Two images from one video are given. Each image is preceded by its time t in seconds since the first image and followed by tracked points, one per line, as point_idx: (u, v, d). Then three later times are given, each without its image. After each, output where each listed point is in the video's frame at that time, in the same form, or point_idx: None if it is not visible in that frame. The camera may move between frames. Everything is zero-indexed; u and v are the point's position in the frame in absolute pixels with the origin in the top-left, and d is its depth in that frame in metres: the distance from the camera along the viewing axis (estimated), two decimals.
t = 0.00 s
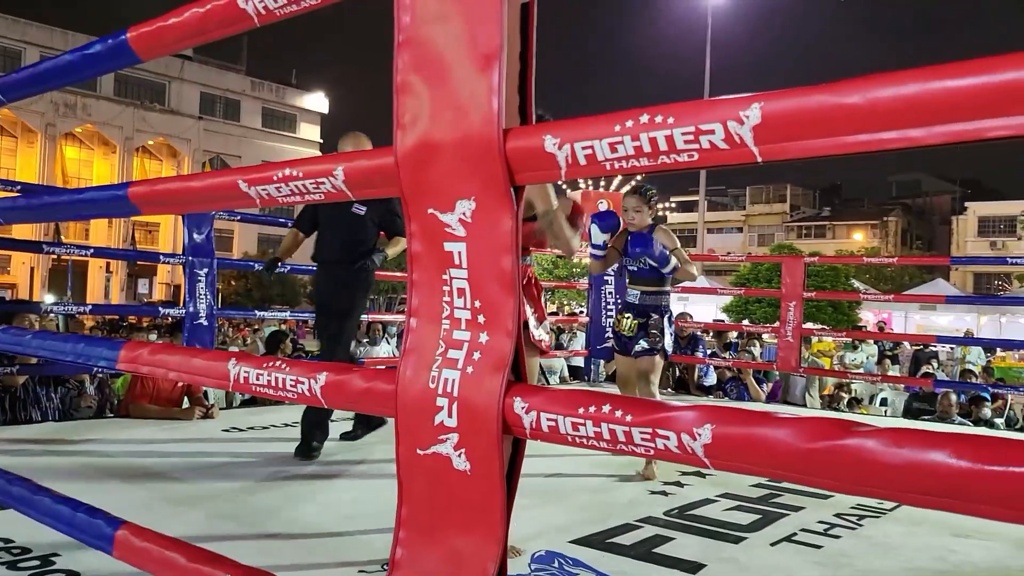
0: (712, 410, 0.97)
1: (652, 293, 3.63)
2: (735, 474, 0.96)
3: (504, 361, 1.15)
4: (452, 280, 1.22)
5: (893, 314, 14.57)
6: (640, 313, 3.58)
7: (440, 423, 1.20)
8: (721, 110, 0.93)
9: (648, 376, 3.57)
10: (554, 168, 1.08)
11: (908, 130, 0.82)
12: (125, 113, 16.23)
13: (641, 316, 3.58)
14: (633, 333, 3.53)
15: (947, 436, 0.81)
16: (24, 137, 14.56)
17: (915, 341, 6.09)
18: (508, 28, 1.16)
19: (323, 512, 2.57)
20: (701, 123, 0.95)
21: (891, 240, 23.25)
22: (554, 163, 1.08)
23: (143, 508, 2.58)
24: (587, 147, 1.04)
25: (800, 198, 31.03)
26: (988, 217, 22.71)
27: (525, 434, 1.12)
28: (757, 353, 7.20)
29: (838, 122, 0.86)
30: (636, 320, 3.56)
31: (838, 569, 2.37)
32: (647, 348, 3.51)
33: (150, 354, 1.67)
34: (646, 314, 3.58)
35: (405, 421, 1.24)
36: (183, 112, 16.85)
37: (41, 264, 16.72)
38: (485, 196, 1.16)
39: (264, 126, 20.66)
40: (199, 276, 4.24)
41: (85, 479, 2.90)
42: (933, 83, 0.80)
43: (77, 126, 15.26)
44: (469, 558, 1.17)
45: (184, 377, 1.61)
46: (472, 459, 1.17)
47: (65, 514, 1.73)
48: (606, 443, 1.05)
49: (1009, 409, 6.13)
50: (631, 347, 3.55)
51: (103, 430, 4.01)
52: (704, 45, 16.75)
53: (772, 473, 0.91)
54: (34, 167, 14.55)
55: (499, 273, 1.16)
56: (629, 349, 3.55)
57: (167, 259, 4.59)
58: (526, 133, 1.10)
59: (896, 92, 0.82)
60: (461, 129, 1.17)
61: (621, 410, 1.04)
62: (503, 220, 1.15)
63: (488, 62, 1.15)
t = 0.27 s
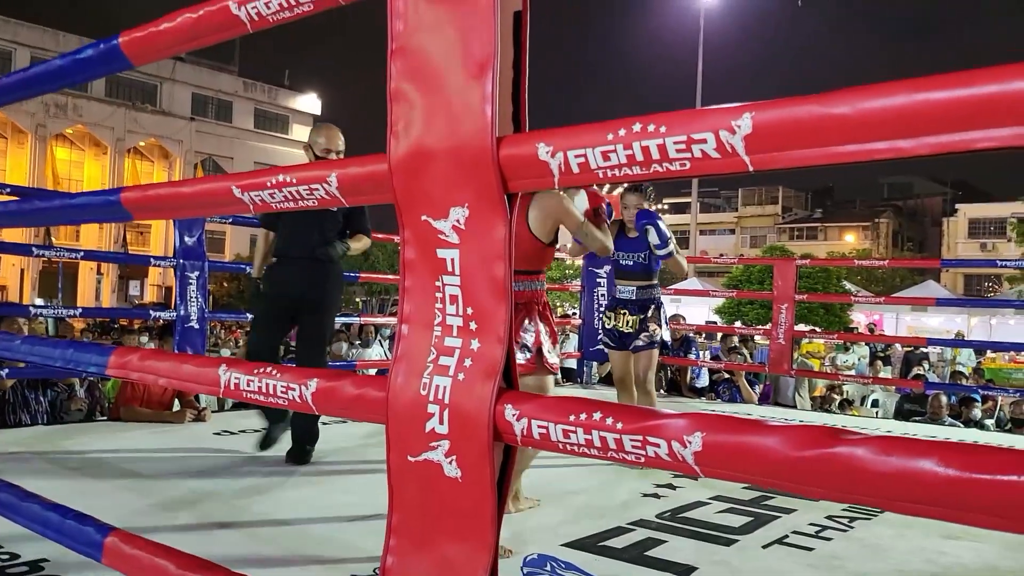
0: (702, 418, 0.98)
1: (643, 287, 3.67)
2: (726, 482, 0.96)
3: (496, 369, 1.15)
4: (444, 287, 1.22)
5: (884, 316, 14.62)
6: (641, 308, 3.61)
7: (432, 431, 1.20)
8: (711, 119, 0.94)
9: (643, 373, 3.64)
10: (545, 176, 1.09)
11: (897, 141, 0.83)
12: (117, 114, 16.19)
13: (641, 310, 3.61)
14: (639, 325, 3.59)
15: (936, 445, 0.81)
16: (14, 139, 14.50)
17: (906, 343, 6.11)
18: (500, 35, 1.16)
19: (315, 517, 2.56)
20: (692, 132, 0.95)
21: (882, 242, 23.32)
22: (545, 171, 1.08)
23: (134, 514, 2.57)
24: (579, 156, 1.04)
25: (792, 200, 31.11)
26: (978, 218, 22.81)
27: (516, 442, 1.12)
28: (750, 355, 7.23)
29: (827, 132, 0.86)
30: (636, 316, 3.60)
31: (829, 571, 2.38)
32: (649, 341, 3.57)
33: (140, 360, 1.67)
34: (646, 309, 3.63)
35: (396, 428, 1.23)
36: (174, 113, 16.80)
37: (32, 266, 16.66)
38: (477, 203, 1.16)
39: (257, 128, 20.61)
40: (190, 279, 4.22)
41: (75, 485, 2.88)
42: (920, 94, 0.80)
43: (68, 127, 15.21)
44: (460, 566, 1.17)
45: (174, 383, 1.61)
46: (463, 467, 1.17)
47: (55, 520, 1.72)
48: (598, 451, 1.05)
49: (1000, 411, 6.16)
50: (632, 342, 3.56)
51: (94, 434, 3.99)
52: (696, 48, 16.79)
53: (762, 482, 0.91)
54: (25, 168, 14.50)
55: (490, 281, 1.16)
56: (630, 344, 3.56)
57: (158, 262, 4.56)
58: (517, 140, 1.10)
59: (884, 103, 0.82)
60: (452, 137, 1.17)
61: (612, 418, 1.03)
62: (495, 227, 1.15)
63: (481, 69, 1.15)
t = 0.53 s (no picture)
0: (690, 421, 0.97)
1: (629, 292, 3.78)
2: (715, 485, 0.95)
3: (483, 372, 1.14)
4: (431, 289, 1.21)
5: (876, 316, 14.65)
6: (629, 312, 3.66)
7: (419, 434, 1.19)
8: (699, 120, 0.93)
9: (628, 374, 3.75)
10: (533, 178, 1.08)
11: (884, 141, 0.82)
12: (109, 115, 16.13)
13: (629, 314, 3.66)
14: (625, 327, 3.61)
15: (924, 448, 0.80)
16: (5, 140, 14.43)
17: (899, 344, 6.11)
18: (488, 36, 1.15)
19: (307, 520, 2.55)
20: (679, 133, 0.95)
21: (874, 242, 23.37)
22: (533, 173, 1.08)
23: (123, 516, 2.55)
24: (566, 157, 1.03)
25: (785, 201, 31.17)
26: (970, 219, 22.87)
27: (504, 445, 1.11)
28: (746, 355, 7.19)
29: (815, 133, 0.85)
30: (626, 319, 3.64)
31: (821, 572, 2.38)
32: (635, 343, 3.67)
33: (127, 363, 1.65)
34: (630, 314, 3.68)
35: (384, 432, 1.22)
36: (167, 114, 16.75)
37: (23, 268, 16.60)
38: (464, 205, 1.15)
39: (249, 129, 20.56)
40: (181, 280, 4.19)
41: (64, 488, 2.86)
42: (908, 95, 0.80)
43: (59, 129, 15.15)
44: (448, 570, 1.17)
45: (161, 387, 1.59)
46: (451, 470, 1.16)
47: (41, 524, 1.71)
48: (585, 454, 1.04)
49: (992, 410, 6.17)
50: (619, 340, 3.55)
51: (84, 436, 3.97)
52: (690, 49, 16.80)
53: (750, 485, 0.90)
54: (16, 170, 14.43)
55: (478, 283, 1.16)
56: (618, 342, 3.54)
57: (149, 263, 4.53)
58: (505, 142, 1.10)
59: (872, 104, 0.82)
60: (440, 138, 1.16)
61: (600, 421, 1.03)
62: (482, 229, 1.14)
63: (468, 71, 1.14)
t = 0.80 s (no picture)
0: (670, 418, 0.97)
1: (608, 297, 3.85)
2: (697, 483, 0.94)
3: (464, 370, 1.14)
4: (412, 288, 1.20)
5: (869, 317, 14.67)
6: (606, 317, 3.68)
7: (400, 434, 1.18)
8: (678, 115, 0.93)
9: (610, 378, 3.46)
10: (513, 174, 1.07)
11: (861, 136, 0.82)
12: (100, 117, 16.07)
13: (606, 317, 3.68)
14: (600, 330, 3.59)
15: (902, 444, 0.80)
16: None
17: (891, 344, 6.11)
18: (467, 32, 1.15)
19: (296, 522, 2.53)
20: (658, 129, 0.94)
21: (866, 243, 23.41)
22: (513, 169, 1.07)
23: (111, 520, 2.53)
24: (546, 153, 1.03)
25: (778, 202, 31.22)
26: (962, 220, 22.93)
27: (485, 444, 1.11)
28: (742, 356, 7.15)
29: (792, 128, 0.85)
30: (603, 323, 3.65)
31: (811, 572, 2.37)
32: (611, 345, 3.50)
33: (109, 363, 1.64)
34: (605, 317, 3.72)
35: (365, 431, 1.22)
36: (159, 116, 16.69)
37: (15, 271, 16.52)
38: (444, 202, 1.15)
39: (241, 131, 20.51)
40: (170, 282, 4.17)
41: (52, 492, 2.84)
42: (884, 89, 0.79)
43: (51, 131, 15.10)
44: (430, 570, 1.16)
45: (143, 387, 1.58)
46: (433, 469, 1.15)
47: (24, 527, 1.69)
48: (566, 453, 1.04)
49: (984, 411, 6.16)
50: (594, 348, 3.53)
51: (73, 440, 3.94)
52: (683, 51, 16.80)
53: (730, 482, 0.90)
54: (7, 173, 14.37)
55: (458, 280, 1.15)
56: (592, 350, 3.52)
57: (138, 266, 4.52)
58: (484, 138, 1.09)
59: (848, 97, 0.81)
60: (419, 135, 1.16)
61: (580, 419, 1.02)
62: (462, 226, 1.14)
63: (447, 67, 1.14)
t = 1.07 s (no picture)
0: (651, 412, 0.96)
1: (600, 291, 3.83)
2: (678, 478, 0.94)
3: (444, 366, 1.13)
4: (392, 283, 1.19)
5: (861, 315, 14.70)
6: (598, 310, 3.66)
7: (381, 431, 1.17)
8: (656, 107, 0.92)
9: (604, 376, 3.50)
10: (492, 167, 1.06)
11: (838, 127, 0.82)
12: (91, 117, 16.01)
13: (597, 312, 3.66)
14: (593, 326, 3.59)
15: (882, 437, 0.79)
16: None
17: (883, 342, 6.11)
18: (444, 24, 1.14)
19: (285, 522, 2.52)
20: (636, 121, 0.93)
21: (859, 242, 23.45)
22: (492, 162, 1.06)
23: (99, 520, 2.52)
24: (524, 146, 1.02)
25: (770, 201, 31.27)
26: (953, 218, 23.00)
27: (465, 440, 1.10)
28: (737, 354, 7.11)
29: (769, 118, 0.84)
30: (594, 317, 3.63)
31: (801, 569, 2.37)
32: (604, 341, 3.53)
33: (91, 362, 1.63)
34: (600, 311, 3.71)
35: (345, 429, 1.20)
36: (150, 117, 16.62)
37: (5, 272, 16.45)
38: (423, 196, 1.14)
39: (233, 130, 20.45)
40: (160, 282, 4.14)
41: (39, 494, 2.82)
42: (860, 79, 0.79)
43: (41, 131, 15.03)
44: (410, 567, 1.15)
45: (124, 386, 1.57)
46: (413, 466, 1.14)
47: (5, 529, 1.68)
48: (547, 448, 1.03)
49: (976, 408, 6.17)
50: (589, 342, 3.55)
51: (62, 441, 3.92)
52: (675, 49, 16.81)
53: (710, 477, 0.89)
54: None
55: (438, 275, 1.14)
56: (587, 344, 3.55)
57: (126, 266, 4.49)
58: (462, 131, 1.08)
59: (825, 87, 0.81)
60: (397, 128, 1.15)
61: (560, 414, 1.02)
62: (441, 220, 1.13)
63: (424, 60, 1.13)
